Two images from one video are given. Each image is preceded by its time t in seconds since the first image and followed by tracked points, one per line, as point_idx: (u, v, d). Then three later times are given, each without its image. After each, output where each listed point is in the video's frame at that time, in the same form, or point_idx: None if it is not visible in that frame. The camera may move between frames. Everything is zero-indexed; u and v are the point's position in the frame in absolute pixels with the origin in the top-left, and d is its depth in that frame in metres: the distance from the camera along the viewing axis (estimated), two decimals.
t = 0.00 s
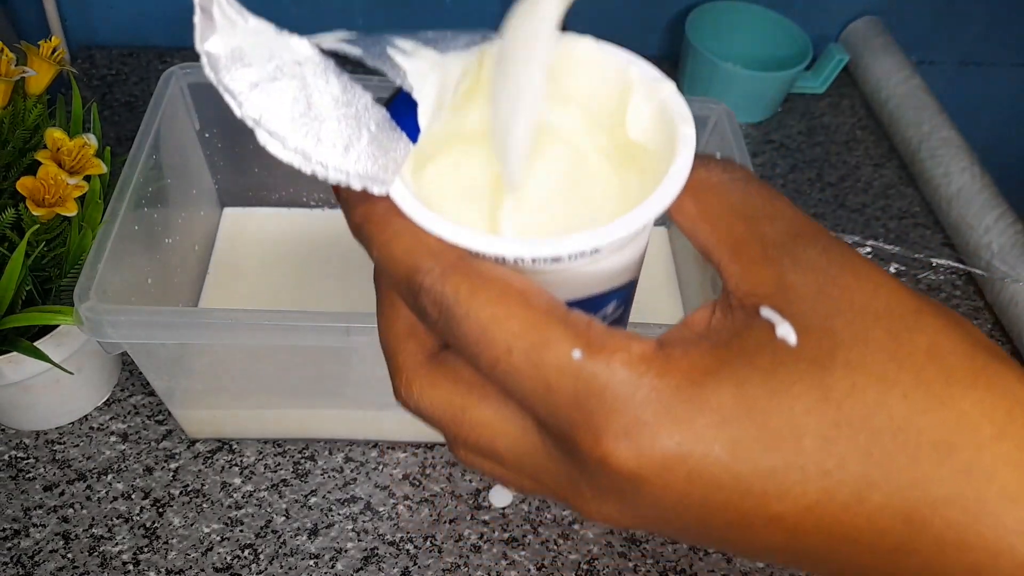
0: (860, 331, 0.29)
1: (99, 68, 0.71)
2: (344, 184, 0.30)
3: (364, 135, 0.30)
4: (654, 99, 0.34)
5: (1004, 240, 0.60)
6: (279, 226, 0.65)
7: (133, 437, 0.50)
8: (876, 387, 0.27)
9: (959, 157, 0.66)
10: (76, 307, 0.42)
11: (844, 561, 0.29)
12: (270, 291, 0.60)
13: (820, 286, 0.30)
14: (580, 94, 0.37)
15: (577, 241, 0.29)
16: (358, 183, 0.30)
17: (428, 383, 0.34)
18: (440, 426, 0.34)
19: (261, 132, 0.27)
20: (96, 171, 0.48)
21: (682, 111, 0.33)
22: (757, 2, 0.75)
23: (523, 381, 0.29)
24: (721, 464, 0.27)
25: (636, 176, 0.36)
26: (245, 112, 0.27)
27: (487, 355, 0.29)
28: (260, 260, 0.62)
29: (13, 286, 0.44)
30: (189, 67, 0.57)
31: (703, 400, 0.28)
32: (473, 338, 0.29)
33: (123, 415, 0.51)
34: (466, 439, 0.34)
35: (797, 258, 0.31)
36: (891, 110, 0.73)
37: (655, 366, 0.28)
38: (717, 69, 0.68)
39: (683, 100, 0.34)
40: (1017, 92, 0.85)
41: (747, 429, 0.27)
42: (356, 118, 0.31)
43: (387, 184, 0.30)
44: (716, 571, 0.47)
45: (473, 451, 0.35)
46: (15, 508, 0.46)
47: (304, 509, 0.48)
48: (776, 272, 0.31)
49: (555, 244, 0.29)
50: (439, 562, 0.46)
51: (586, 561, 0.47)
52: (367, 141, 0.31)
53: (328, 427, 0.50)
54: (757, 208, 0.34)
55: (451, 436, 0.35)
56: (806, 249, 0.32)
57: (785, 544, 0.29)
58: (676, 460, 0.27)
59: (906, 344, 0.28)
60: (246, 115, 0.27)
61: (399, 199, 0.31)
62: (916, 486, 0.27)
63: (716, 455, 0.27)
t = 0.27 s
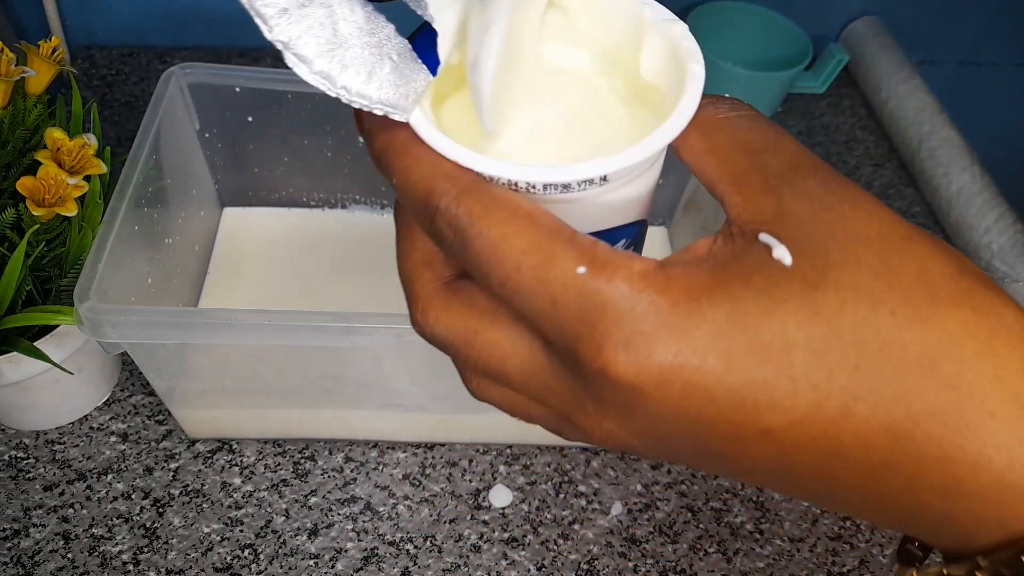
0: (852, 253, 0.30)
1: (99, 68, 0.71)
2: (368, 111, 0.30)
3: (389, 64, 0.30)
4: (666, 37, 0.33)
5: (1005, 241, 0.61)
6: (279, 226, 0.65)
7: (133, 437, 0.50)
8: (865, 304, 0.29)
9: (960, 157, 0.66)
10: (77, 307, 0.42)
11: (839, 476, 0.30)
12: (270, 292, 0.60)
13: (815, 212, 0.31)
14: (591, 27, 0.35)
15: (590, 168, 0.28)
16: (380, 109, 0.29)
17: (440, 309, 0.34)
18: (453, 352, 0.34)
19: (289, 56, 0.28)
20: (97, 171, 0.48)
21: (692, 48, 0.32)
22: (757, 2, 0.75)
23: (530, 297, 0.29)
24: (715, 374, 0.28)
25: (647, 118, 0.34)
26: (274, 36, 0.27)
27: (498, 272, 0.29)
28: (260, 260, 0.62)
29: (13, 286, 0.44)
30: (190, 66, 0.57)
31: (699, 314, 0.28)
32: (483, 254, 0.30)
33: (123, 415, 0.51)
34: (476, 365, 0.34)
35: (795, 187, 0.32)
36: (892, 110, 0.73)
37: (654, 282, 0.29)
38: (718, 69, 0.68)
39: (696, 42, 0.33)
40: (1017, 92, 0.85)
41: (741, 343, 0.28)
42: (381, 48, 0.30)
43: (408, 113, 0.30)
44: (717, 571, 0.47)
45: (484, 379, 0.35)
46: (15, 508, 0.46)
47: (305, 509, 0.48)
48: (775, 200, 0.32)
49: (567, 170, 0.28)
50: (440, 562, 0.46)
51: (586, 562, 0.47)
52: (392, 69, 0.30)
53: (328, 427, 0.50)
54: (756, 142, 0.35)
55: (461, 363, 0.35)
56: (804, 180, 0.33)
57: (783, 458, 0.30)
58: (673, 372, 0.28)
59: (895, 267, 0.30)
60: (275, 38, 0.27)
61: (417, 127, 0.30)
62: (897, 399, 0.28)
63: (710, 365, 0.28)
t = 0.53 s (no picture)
0: (840, 225, 0.30)
1: (99, 68, 0.71)
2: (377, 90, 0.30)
3: (400, 45, 0.30)
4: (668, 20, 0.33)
5: (1005, 241, 0.61)
6: (279, 226, 0.65)
7: (133, 437, 0.50)
8: (847, 274, 0.29)
9: (960, 157, 0.66)
10: (77, 307, 0.42)
11: (829, 444, 0.30)
12: (271, 292, 0.60)
13: (804, 185, 0.31)
14: (591, 4, 0.35)
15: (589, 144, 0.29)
16: (391, 89, 0.30)
17: (447, 278, 0.34)
18: (459, 319, 0.35)
19: (306, 41, 0.27)
20: (97, 171, 0.48)
21: (692, 28, 0.32)
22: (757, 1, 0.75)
23: (527, 264, 0.30)
24: (703, 339, 0.28)
25: (648, 96, 0.34)
26: (292, 19, 0.26)
27: (498, 241, 0.30)
28: (261, 259, 0.62)
29: (13, 286, 0.44)
30: (190, 66, 0.57)
31: (689, 280, 0.29)
32: (483, 223, 0.30)
33: (124, 415, 0.51)
34: (481, 333, 0.35)
35: (785, 162, 0.32)
36: (891, 109, 0.73)
37: (645, 250, 0.29)
38: (717, 68, 0.68)
39: (695, 22, 0.33)
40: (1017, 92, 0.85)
41: (726, 309, 0.28)
42: (393, 29, 0.29)
43: (417, 92, 0.31)
44: (717, 571, 0.47)
45: (491, 346, 0.36)
46: (15, 508, 0.46)
47: (305, 509, 0.48)
48: (765, 174, 0.32)
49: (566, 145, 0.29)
50: (439, 562, 0.46)
51: (586, 562, 0.47)
52: (403, 50, 0.30)
53: (328, 427, 0.50)
54: (750, 118, 0.35)
55: (468, 331, 0.36)
56: (795, 154, 0.33)
57: (774, 423, 0.30)
58: (662, 336, 0.28)
59: (882, 238, 0.30)
60: (293, 22, 0.26)
61: (428, 108, 0.31)
62: (880, 366, 0.28)
63: (698, 330, 0.28)
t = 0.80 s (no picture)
0: (824, 207, 0.31)
1: (97, 66, 0.71)
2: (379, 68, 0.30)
3: (404, 26, 0.29)
4: (665, 13, 0.33)
5: (1009, 241, 0.60)
6: (277, 226, 0.64)
7: (130, 438, 0.50)
8: (830, 252, 0.30)
9: (964, 156, 0.66)
10: (72, 307, 0.42)
11: (810, 416, 0.32)
12: (269, 292, 0.59)
13: (791, 169, 0.33)
14: None
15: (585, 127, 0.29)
16: (391, 69, 0.30)
17: (443, 259, 0.35)
18: (454, 303, 0.36)
19: (309, 19, 0.27)
20: (93, 170, 0.48)
21: (688, 24, 0.33)
22: None
23: (522, 244, 0.31)
24: (689, 314, 0.30)
25: (641, 86, 0.34)
26: None
27: (493, 221, 0.31)
28: (259, 259, 0.62)
29: (8, 285, 0.43)
30: (186, 64, 0.56)
31: (678, 258, 0.30)
32: (480, 204, 0.31)
33: (120, 415, 0.51)
34: (475, 313, 0.36)
35: (774, 146, 0.34)
36: (895, 108, 0.72)
37: (636, 229, 0.30)
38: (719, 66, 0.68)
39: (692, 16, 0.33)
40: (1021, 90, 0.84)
41: (713, 286, 0.30)
42: (398, 9, 0.29)
43: (417, 74, 0.31)
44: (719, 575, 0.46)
45: (484, 327, 0.37)
46: (11, 509, 0.46)
47: (303, 512, 0.47)
48: (754, 158, 0.33)
49: (562, 127, 0.29)
50: (439, 565, 0.45)
51: (586, 565, 0.46)
52: (407, 31, 0.29)
53: (326, 429, 0.50)
54: (742, 105, 0.36)
55: (462, 312, 0.36)
56: (784, 139, 0.34)
57: (756, 398, 0.31)
58: (650, 313, 0.30)
59: (864, 219, 0.31)
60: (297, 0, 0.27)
61: (427, 89, 0.31)
62: (856, 340, 0.30)
63: (686, 306, 0.30)
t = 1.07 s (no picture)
0: (812, 188, 0.32)
1: (96, 66, 0.71)
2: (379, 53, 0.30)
3: (402, 10, 0.30)
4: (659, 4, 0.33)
5: (1008, 241, 0.60)
6: (278, 226, 0.64)
7: (130, 438, 0.50)
8: (819, 232, 0.31)
9: (964, 156, 0.66)
10: (72, 307, 0.42)
11: (800, 394, 0.32)
12: (270, 292, 0.59)
13: (781, 152, 0.33)
14: None
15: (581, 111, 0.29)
16: (391, 52, 0.30)
17: (438, 243, 0.35)
18: (448, 286, 0.36)
19: None
20: (93, 170, 0.48)
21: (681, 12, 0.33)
22: None
23: (517, 223, 0.31)
24: (682, 291, 0.30)
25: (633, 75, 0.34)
26: None
27: (488, 199, 0.31)
28: (260, 259, 0.62)
29: (8, 285, 0.43)
30: (186, 64, 0.56)
31: (671, 235, 0.30)
32: (475, 183, 0.31)
33: (120, 415, 0.51)
34: (468, 297, 0.36)
35: (765, 130, 0.34)
36: (894, 108, 0.72)
37: (630, 207, 0.31)
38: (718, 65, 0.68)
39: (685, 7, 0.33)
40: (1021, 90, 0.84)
41: (706, 264, 0.30)
42: None
43: (416, 57, 0.31)
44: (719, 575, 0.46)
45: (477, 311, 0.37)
46: (11, 509, 0.46)
47: (303, 512, 0.47)
48: (745, 143, 0.34)
49: (558, 110, 0.29)
50: (439, 565, 0.45)
51: (586, 565, 0.46)
52: (405, 15, 0.30)
53: (325, 428, 0.50)
54: (735, 93, 0.36)
55: (455, 296, 0.36)
56: (775, 125, 0.34)
57: (747, 376, 0.32)
58: (643, 290, 0.30)
59: (851, 199, 0.32)
60: None
61: (423, 70, 0.31)
62: (844, 317, 0.30)
63: (679, 283, 0.30)
